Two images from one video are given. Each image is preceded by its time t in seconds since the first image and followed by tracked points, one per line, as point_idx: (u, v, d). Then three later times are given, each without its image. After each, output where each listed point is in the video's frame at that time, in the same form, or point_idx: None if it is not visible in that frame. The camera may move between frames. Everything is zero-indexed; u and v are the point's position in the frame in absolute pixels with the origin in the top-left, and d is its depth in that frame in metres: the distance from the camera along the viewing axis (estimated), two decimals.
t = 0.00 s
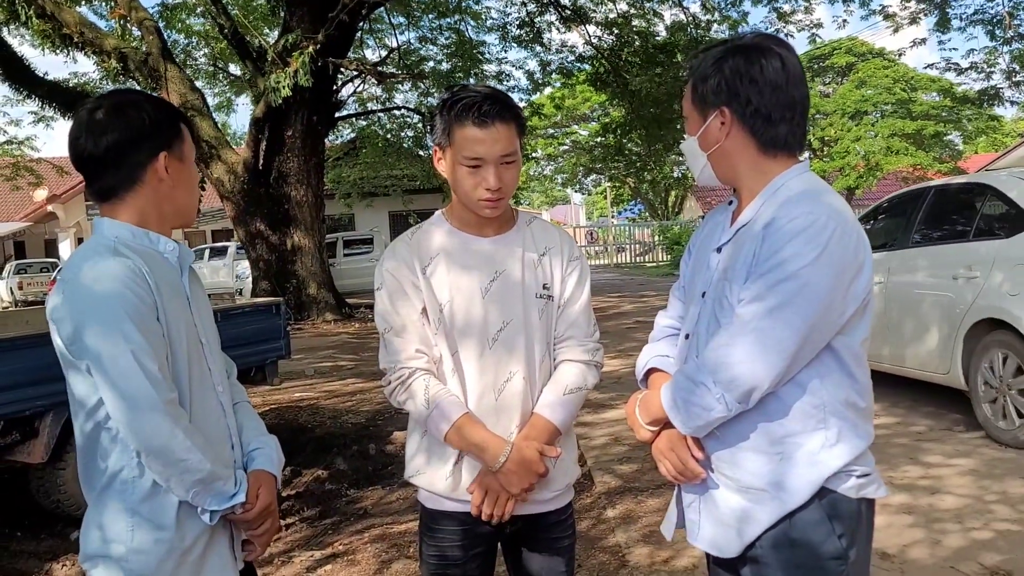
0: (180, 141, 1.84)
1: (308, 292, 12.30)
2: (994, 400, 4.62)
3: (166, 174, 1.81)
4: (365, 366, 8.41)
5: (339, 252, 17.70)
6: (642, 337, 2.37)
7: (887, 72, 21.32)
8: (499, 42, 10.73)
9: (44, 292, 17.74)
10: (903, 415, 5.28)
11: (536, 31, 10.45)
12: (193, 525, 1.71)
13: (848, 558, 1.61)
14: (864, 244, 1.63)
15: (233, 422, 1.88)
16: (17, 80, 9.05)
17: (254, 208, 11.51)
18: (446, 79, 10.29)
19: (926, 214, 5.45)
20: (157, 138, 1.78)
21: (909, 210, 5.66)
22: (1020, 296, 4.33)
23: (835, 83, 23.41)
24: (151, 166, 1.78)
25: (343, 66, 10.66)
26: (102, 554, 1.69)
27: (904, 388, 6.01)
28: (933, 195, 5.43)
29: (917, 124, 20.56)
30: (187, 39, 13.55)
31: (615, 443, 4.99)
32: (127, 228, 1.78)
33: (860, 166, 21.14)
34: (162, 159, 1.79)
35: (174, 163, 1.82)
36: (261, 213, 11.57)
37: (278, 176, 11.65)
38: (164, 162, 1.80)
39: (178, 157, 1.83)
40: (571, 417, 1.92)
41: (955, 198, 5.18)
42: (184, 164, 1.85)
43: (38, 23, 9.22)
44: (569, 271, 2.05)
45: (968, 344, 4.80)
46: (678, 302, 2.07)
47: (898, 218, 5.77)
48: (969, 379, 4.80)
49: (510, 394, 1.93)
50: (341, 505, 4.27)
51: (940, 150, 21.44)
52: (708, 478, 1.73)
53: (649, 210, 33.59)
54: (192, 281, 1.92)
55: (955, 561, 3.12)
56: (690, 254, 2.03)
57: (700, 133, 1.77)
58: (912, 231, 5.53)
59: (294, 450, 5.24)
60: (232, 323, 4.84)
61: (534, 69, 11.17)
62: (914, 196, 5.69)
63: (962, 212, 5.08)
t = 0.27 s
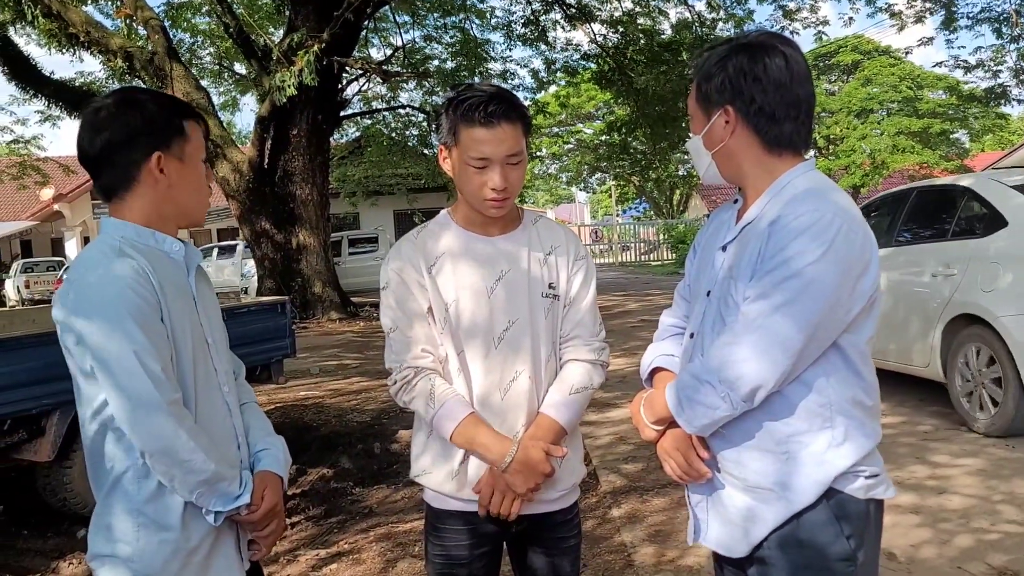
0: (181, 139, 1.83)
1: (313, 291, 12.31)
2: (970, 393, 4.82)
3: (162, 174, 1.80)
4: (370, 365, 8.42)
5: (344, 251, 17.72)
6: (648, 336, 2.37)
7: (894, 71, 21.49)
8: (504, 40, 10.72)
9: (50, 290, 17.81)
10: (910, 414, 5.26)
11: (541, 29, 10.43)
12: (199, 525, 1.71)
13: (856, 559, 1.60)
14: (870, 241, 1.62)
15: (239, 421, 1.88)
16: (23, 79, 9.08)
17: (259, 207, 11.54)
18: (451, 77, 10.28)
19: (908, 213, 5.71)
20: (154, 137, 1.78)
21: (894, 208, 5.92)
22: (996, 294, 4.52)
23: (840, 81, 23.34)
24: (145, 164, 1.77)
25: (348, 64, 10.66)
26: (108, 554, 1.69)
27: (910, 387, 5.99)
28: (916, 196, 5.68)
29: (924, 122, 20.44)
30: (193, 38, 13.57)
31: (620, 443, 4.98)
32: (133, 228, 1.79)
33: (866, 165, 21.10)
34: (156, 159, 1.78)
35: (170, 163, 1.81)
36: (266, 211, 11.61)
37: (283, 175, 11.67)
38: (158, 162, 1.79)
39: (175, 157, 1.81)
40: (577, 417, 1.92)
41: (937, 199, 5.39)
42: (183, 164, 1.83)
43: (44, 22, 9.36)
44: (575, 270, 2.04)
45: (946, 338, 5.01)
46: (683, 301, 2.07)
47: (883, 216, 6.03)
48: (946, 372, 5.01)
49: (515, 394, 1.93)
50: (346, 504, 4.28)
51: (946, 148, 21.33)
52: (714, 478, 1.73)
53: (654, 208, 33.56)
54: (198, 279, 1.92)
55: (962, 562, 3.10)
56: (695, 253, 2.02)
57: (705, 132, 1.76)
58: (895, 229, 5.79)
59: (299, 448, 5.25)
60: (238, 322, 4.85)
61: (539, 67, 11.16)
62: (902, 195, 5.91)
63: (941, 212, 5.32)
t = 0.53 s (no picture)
0: (169, 142, 1.81)
1: (321, 290, 12.33)
2: (952, 386, 5.01)
3: (148, 181, 1.81)
4: (377, 364, 8.43)
5: (352, 251, 17.76)
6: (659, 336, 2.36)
7: (904, 69, 21.38)
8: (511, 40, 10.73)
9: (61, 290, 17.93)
10: (920, 414, 5.23)
11: (549, 28, 10.42)
12: (208, 525, 1.71)
13: (867, 560, 1.60)
14: (879, 240, 1.62)
15: (247, 422, 1.89)
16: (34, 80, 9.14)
17: (267, 207, 11.58)
18: (459, 77, 10.28)
19: (896, 213, 5.92)
20: (136, 142, 1.79)
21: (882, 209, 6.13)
22: (974, 291, 4.73)
23: (849, 80, 23.25)
24: (127, 170, 1.79)
25: (356, 64, 10.67)
26: (119, 553, 1.70)
27: (920, 387, 5.96)
28: (902, 197, 5.89)
29: (933, 121, 20.37)
30: (201, 39, 13.62)
31: (628, 443, 4.97)
32: (143, 229, 1.81)
33: (875, 164, 20.99)
34: (137, 164, 1.79)
35: (154, 170, 1.80)
36: (274, 211, 11.65)
37: (291, 174, 11.70)
38: (140, 167, 1.79)
39: (159, 161, 1.80)
40: (585, 417, 1.92)
41: (922, 200, 5.61)
42: (169, 169, 1.81)
43: (55, 23, 9.43)
44: (584, 270, 2.04)
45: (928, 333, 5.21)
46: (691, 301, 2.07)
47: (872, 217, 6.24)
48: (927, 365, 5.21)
49: (523, 394, 1.93)
50: (354, 503, 4.28)
51: (956, 147, 21.23)
52: (723, 478, 1.72)
53: (661, 208, 33.48)
54: (208, 279, 1.93)
55: (973, 563, 3.09)
56: (703, 252, 2.02)
57: (713, 132, 1.76)
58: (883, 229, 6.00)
59: (307, 448, 5.26)
60: (247, 321, 4.88)
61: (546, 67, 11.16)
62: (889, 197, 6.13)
63: (926, 213, 5.54)
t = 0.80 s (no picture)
0: (159, 143, 1.81)
1: (326, 290, 12.36)
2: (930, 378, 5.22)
3: (140, 183, 1.82)
4: (382, 363, 8.44)
5: (357, 250, 17.78)
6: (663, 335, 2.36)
7: (908, 67, 21.19)
8: (516, 39, 10.72)
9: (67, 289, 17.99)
10: (925, 414, 5.22)
11: (553, 27, 10.41)
12: (209, 527, 1.72)
13: (872, 561, 1.60)
14: (885, 240, 1.62)
15: (251, 423, 1.89)
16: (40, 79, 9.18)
17: (272, 206, 11.60)
18: (463, 76, 10.28)
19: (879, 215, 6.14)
20: (128, 145, 1.80)
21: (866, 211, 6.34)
22: (950, 288, 4.95)
23: (854, 78, 23.21)
24: (120, 172, 1.82)
25: (360, 64, 10.68)
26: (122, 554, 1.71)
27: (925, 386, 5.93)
28: (885, 199, 6.11)
29: (938, 119, 20.33)
30: (206, 39, 13.66)
31: (633, 442, 4.97)
32: (145, 230, 1.82)
33: (880, 162, 20.90)
34: (129, 166, 1.81)
35: (145, 172, 1.82)
36: (279, 210, 11.68)
37: (296, 174, 11.72)
38: (131, 169, 1.81)
39: (150, 163, 1.81)
40: (590, 417, 1.92)
41: (904, 202, 5.83)
42: (158, 170, 1.81)
43: (61, 24, 9.45)
44: (588, 270, 2.04)
45: (909, 329, 5.43)
46: (695, 300, 2.06)
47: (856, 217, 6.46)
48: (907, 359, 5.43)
49: (527, 393, 1.93)
50: (359, 502, 4.29)
51: (962, 145, 21.16)
52: (729, 479, 1.72)
53: (666, 207, 33.44)
54: (213, 279, 1.94)
55: (978, 562, 3.08)
56: (707, 252, 2.02)
57: (718, 131, 1.76)
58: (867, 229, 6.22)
59: (312, 447, 5.28)
60: (253, 321, 4.89)
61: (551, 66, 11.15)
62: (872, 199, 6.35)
63: (907, 214, 5.76)
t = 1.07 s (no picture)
0: (159, 143, 1.81)
1: (330, 288, 12.37)
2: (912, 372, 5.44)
3: (141, 182, 1.83)
4: (387, 361, 8.45)
5: (361, 248, 17.80)
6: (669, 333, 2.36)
7: (914, 64, 21.09)
8: (520, 36, 10.72)
9: (73, 287, 18.04)
10: (931, 412, 5.20)
11: (558, 25, 10.40)
12: (206, 526, 1.72)
13: (878, 559, 1.59)
14: (893, 238, 1.61)
15: (251, 423, 1.90)
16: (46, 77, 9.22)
17: (277, 205, 11.62)
18: (467, 74, 10.28)
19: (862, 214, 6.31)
20: (130, 144, 1.81)
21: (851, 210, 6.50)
22: (929, 286, 5.19)
23: (859, 76, 23.14)
24: (122, 171, 1.82)
25: (365, 62, 10.69)
26: (122, 551, 1.73)
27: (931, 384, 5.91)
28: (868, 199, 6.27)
29: (944, 117, 20.25)
30: (211, 37, 13.68)
31: (637, 440, 4.97)
32: (146, 230, 1.83)
33: (886, 160, 20.82)
34: (130, 165, 1.81)
35: (145, 171, 1.82)
36: (284, 208, 11.69)
37: (301, 172, 11.73)
38: (132, 168, 1.82)
39: (151, 162, 1.81)
40: (595, 415, 1.92)
41: (886, 201, 6.00)
42: (158, 170, 1.81)
43: (66, 22, 9.44)
44: (593, 269, 2.04)
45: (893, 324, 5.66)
46: (701, 298, 2.06)
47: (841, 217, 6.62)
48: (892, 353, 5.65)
49: (532, 391, 1.93)
50: (364, 500, 4.30)
51: (967, 143, 21.08)
52: (736, 477, 1.72)
53: (671, 205, 33.38)
54: (215, 278, 1.95)
55: (983, 560, 3.07)
56: (713, 250, 2.01)
57: (730, 127, 1.74)
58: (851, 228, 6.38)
59: (317, 444, 5.29)
60: (258, 320, 4.90)
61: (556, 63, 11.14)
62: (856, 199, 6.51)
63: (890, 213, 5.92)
